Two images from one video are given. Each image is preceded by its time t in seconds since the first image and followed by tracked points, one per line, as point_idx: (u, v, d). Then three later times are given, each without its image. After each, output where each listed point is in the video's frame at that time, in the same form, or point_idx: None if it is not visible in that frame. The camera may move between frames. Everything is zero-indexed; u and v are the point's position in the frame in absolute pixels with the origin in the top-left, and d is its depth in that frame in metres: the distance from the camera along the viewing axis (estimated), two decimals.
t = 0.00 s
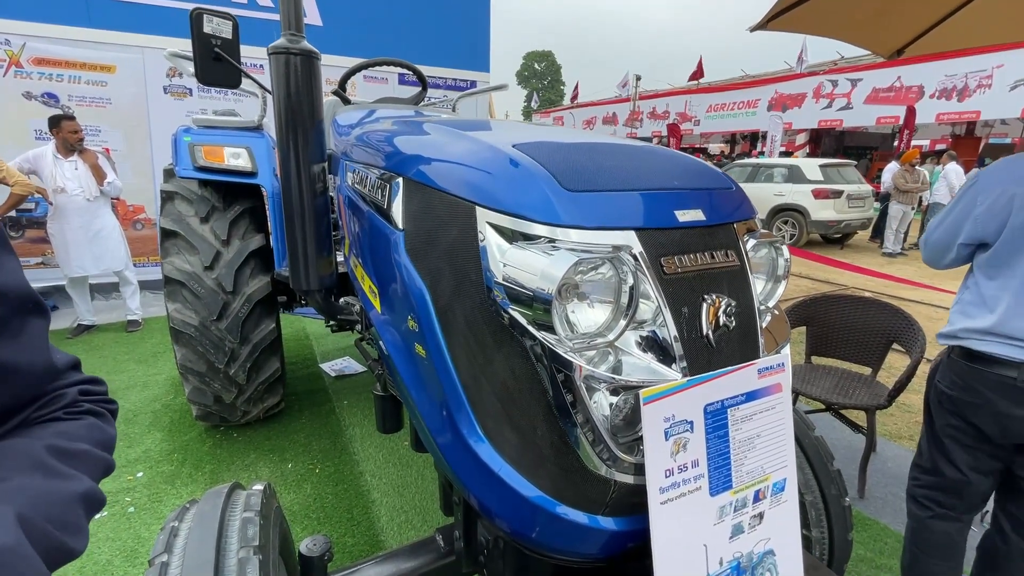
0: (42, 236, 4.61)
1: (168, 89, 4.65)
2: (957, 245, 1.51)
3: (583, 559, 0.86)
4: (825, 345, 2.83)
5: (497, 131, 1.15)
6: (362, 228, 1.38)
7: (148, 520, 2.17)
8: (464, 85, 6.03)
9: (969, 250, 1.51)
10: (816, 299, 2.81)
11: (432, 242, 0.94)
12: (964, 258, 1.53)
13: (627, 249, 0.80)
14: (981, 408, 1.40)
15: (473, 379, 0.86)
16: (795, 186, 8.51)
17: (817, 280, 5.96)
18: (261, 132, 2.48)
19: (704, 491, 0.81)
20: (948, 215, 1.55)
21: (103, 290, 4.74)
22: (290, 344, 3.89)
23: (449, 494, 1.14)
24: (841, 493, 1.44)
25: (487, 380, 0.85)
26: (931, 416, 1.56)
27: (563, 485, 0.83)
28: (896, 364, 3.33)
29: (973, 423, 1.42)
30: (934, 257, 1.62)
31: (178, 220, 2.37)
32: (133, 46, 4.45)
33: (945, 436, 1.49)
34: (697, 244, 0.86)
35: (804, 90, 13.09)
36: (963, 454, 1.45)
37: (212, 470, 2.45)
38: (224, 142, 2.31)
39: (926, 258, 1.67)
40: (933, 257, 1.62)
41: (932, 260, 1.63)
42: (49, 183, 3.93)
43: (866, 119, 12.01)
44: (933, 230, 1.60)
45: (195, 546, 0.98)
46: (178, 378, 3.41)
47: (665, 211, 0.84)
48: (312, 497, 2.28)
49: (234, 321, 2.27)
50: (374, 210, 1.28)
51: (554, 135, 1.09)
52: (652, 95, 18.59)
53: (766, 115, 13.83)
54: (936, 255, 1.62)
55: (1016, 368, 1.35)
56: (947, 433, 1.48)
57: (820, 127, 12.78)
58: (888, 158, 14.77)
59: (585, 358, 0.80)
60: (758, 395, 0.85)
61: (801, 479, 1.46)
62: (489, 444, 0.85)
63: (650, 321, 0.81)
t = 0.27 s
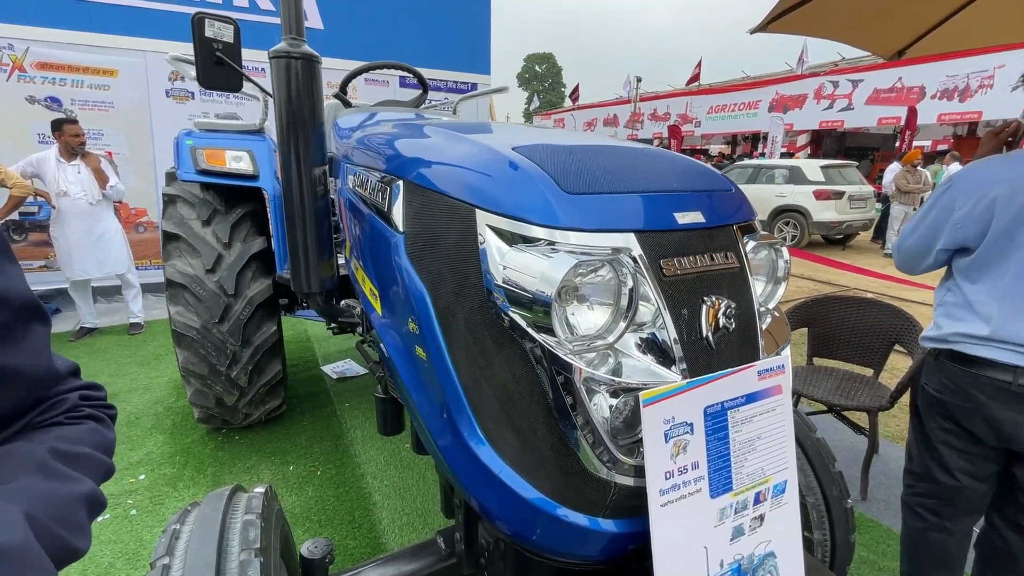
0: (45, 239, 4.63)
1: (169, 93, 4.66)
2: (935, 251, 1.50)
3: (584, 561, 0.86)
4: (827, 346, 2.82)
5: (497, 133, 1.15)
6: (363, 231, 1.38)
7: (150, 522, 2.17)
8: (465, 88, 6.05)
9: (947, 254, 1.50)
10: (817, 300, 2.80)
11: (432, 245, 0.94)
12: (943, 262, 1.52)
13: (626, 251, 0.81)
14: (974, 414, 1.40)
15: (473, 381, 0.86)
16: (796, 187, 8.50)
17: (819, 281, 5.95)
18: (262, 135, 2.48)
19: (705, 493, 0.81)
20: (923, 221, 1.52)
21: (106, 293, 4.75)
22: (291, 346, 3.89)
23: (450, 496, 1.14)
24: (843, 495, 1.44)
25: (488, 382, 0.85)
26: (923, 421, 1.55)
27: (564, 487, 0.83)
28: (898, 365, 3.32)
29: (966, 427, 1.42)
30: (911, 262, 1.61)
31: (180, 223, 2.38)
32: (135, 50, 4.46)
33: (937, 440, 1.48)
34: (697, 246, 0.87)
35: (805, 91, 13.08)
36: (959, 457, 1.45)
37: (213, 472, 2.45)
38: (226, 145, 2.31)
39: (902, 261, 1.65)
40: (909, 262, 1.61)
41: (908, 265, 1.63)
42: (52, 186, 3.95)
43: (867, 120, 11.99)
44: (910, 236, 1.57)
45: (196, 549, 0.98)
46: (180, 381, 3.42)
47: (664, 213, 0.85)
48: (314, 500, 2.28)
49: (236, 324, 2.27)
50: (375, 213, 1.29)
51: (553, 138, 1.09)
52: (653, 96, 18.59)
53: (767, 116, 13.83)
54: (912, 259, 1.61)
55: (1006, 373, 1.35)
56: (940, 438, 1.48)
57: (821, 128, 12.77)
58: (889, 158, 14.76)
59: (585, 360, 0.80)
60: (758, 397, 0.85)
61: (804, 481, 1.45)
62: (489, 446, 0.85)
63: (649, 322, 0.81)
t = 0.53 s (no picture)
0: (53, 245, 4.67)
1: (176, 100, 4.70)
2: (940, 261, 1.38)
3: (589, 565, 0.86)
4: (832, 350, 2.82)
5: (501, 140, 1.16)
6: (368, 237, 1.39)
7: (156, 526, 2.18)
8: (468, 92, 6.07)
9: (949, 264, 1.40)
10: (821, 304, 2.79)
11: (436, 251, 0.95)
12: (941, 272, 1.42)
13: (630, 257, 0.81)
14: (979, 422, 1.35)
15: (478, 386, 0.87)
16: (800, 189, 8.48)
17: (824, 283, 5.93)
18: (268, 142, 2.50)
19: (709, 498, 0.81)
20: (924, 228, 1.39)
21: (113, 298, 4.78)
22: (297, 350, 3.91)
23: (456, 500, 1.15)
24: (848, 499, 1.44)
25: (493, 388, 0.86)
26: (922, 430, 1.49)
27: (569, 492, 0.83)
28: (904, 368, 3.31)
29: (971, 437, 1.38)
30: (896, 272, 1.49)
31: (187, 229, 2.40)
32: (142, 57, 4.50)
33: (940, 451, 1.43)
34: (699, 252, 0.87)
35: (809, 93, 13.05)
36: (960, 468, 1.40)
37: (220, 476, 2.47)
38: (232, 152, 2.33)
39: (889, 271, 1.52)
40: (894, 272, 1.49)
41: (892, 274, 1.51)
42: (60, 193, 3.99)
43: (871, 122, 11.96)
44: (907, 245, 1.44)
45: (205, 553, 0.99)
46: (187, 385, 3.44)
47: (666, 220, 0.85)
48: (320, 503, 2.29)
49: (242, 328, 2.29)
50: (380, 219, 1.30)
51: (556, 145, 1.10)
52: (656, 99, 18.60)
53: (771, 118, 13.82)
54: (898, 269, 1.49)
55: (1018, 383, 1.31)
56: (943, 449, 1.42)
57: (825, 129, 12.73)
58: (894, 160, 14.71)
59: (590, 365, 0.81)
60: (762, 402, 0.86)
61: (809, 485, 1.45)
62: (494, 451, 0.86)
63: (653, 328, 0.81)
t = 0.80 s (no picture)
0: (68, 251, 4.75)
1: (189, 109, 4.77)
2: (967, 269, 1.33)
3: (599, 562, 0.89)
4: (840, 353, 2.82)
5: (510, 148, 1.19)
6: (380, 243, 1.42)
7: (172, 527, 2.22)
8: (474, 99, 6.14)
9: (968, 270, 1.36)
10: (828, 307, 2.80)
11: (449, 256, 0.98)
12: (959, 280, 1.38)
13: (636, 261, 0.84)
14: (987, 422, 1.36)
15: (490, 387, 0.90)
16: (808, 192, 8.46)
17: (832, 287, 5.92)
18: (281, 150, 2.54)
19: (716, 496, 0.83)
20: (948, 233, 1.32)
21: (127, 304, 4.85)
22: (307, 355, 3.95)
23: (467, 499, 1.17)
24: (856, 501, 1.45)
25: (505, 390, 0.88)
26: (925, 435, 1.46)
27: (579, 490, 0.86)
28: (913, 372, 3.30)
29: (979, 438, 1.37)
30: (913, 285, 1.40)
31: (201, 236, 2.45)
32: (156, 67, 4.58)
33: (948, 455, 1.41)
34: (704, 256, 0.89)
35: (816, 96, 13.02)
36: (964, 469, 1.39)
37: (232, 479, 2.50)
38: (246, 160, 2.37)
39: (899, 285, 1.42)
40: (907, 285, 1.40)
41: (906, 288, 1.41)
42: (77, 201, 4.07)
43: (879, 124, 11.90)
44: (928, 254, 1.34)
45: (225, 550, 1.01)
46: (200, 389, 3.48)
47: (672, 225, 0.88)
48: (331, 506, 2.32)
49: (255, 333, 2.33)
50: (392, 225, 1.33)
51: (564, 153, 1.12)
52: (662, 103, 18.61)
53: (778, 121, 13.80)
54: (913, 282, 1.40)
55: None
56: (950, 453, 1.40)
57: (833, 133, 12.69)
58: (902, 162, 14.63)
59: (599, 366, 0.83)
60: (767, 402, 0.88)
61: (816, 487, 1.46)
62: (505, 450, 0.88)
63: (660, 330, 0.84)
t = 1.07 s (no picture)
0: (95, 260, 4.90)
1: (210, 121, 4.90)
2: (948, 274, 1.40)
3: (608, 552, 0.94)
4: (851, 358, 2.84)
5: (524, 164, 1.26)
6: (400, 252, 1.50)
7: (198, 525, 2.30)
8: (487, 108, 6.25)
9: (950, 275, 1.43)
10: (838, 313, 2.83)
11: (467, 266, 1.05)
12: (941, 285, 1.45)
13: (642, 270, 0.90)
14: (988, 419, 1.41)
15: (506, 387, 0.96)
16: (821, 197, 8.45)
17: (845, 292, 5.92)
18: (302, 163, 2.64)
19: (717, 488, 0.89)
20: (927, 241, 1.39)
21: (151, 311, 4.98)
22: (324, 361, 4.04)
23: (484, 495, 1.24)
24: (861, 501, 1.49)
25: (520, 391, 0.95)
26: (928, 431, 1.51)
27: (589, 483, 0.92)
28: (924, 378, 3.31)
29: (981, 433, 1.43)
30: (898, 292, 1.47)
31: (227, 245, 2.54)
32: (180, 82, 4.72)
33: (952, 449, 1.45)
34: (706, 265, 0.96)
35: (828, 101, 12.99)
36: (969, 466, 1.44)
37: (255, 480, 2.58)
38: (269, 173, 2.47)
39: (884, 294, 1.49)
40: (893, 293, 1.47)
41: (891, 296, 1.48)
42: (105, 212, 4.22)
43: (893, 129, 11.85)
44: (909, 261, 1.41)
45: (261, 539, 1.09)
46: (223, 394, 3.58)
47: (675, 236, 0.94)
48: (351, 506, 2.39)
49: (278, 338, 2.42)
50: (412, 235, 1.40)
51: (575, 168, 1.19)
52: (674, 109, 18.64)
53: (791, 126, 13.78)
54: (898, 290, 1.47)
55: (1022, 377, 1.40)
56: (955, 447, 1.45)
57: (846, 137, 12.65)
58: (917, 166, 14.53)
59: (607, 368, 0.90)
60: (765, 402, 0.93)
61: (822, 487, 1.51)
62: (521, 447, 0.95)
63: (663, 334, 0.90)
